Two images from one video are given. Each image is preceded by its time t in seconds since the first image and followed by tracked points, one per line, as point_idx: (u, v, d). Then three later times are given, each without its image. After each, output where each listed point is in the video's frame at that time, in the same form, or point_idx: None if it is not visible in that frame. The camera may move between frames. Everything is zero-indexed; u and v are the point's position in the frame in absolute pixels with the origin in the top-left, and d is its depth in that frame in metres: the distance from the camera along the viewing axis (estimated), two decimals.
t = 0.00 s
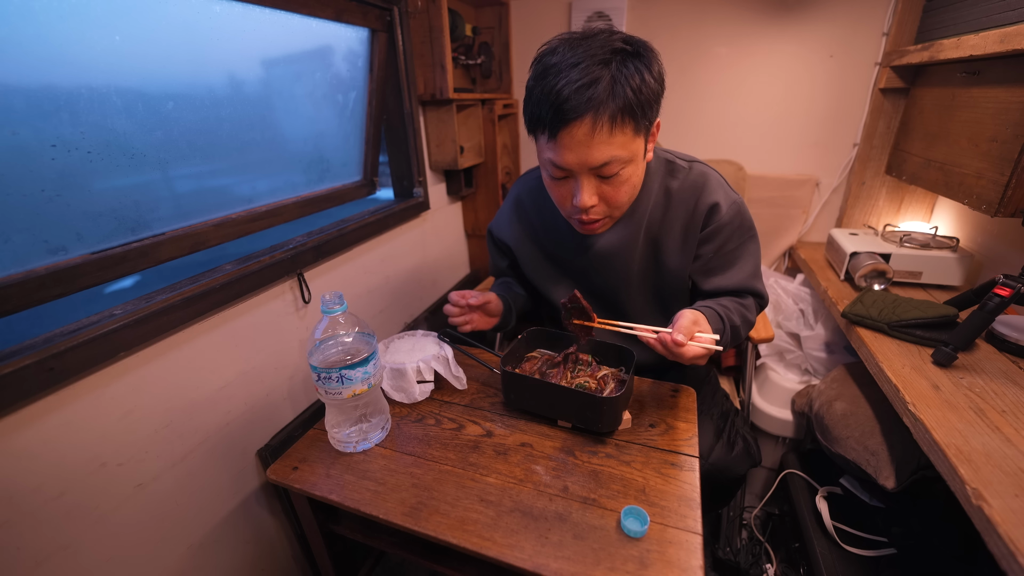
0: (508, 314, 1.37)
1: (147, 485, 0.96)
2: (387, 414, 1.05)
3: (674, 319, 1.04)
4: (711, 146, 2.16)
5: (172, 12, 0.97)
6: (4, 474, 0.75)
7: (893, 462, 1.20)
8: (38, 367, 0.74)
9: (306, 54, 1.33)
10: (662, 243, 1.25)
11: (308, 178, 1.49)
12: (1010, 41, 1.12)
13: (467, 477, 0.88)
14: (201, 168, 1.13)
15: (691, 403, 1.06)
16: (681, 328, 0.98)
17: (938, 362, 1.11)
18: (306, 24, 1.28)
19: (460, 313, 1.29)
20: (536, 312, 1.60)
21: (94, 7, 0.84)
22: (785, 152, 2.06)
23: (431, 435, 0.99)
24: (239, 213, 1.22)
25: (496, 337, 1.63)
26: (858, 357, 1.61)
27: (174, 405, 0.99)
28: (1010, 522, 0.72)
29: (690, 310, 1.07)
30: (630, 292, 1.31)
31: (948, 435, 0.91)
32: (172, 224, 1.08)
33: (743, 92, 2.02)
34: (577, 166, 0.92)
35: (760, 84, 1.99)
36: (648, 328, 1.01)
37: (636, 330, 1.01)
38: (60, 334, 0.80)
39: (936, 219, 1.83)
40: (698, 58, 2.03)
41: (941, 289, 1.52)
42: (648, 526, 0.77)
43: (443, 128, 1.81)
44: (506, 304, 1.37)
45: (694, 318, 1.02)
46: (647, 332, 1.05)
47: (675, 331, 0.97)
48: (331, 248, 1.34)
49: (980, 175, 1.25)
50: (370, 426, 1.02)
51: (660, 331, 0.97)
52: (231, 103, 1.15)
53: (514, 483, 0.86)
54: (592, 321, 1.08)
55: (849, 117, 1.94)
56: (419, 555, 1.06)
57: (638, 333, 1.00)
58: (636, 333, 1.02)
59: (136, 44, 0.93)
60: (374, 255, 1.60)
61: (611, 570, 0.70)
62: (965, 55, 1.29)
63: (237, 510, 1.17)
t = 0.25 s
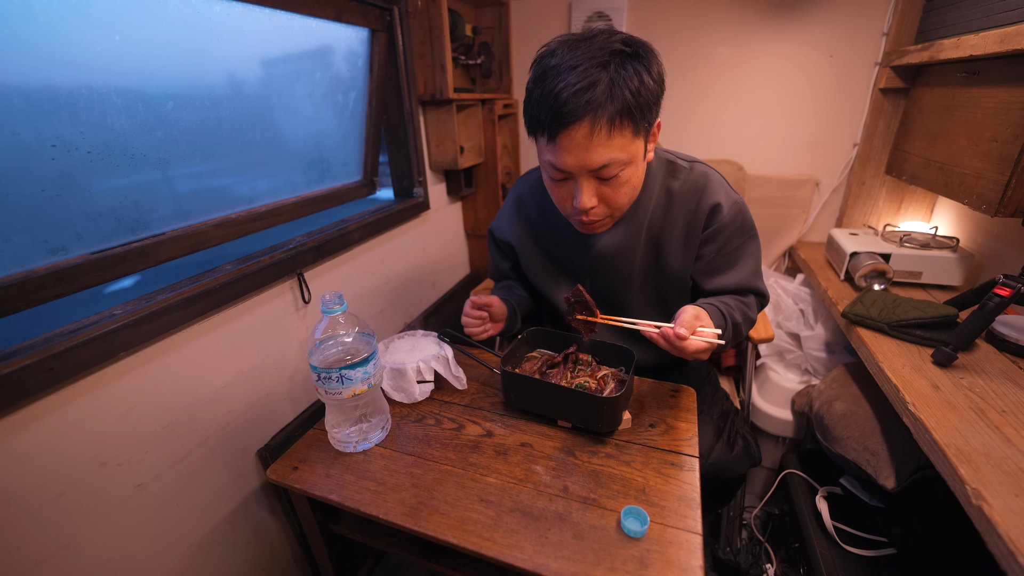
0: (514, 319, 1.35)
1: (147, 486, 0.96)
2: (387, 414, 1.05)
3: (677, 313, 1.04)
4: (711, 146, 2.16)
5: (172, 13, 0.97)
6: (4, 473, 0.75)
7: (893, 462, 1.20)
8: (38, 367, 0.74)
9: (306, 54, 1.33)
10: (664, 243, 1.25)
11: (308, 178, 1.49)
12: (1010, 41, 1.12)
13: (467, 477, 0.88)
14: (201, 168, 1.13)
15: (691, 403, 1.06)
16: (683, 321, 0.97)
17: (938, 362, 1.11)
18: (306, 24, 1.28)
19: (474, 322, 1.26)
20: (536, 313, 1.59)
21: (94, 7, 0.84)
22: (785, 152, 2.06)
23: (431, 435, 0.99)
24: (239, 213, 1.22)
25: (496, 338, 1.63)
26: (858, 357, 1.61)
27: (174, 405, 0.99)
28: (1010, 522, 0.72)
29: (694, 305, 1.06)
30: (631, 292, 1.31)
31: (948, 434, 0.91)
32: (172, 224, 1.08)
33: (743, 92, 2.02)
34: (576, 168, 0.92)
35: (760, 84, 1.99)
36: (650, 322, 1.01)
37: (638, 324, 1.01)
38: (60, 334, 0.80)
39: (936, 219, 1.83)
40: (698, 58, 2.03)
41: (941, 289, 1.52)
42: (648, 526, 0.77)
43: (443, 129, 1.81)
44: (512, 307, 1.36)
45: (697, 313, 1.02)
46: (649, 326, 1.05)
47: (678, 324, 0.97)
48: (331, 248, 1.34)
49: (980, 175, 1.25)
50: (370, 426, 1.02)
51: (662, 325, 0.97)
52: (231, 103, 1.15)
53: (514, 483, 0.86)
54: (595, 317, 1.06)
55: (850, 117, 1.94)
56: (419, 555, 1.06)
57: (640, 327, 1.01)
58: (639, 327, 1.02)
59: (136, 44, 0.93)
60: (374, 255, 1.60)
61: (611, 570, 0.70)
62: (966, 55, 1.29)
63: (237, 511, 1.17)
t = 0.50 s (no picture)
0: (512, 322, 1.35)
1: (147, 485, 0.96)
2: (387, 414, 1.05)
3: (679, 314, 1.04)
4: (711, 146, 2.16)
5: (171, 12, 0.97)
6: (4, 473, 0.75)
7: (893, 462, 1.20)
8: (38, 367, 0.74)
9: (306, 54, 1.33)
10: (664, 244, 1.25)
11: (308, 178, 1.49)
12: (1010, 41, 1.12)
13: (467, 478, 0.88)
14: (200, 168, 1.13)
15: (691, 403, 1.06)
16: (685, 321, 0.97)
17: (938, 362, 1.11)
18: (306, 24, 1.28)
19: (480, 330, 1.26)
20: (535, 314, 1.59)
21: (94, 7, 0.84)
22: (785, 152, 2.07)
23: (431, 435, 0.99)
24: (238, 213, 1.22)
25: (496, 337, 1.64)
26: (858, 357, 1.61)
27: (174, 405, 0.99)
28: (1010, 522, 0.72)
29: (695, 306, 1.07)
30: (632, 293, 1.31)
31: (948, 435, 0.91)
32: (172, 224, 1.08)
33: (743, 92, 2.02)
34: (577, 172, 0.92)
35: (761, 84, 1.99)
36: (651, 322, 1.01)
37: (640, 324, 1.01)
38: (60, 334, 0.80)
39: (936, 219, 1.83)
40: (698, 58, 2.03)
41: (941, 289, 1.52)
42: (648, 526, 0.77)
43: (443, 129, 1.80)
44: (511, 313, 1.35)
45: (699, 313, 1.02)
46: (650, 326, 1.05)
47: (680, 323, 0.97)
48: (331, 248, 1.34)
49: (980, 175, 1.25)
50: (370, 426, 1.02)
51: (664, 325, 0.97)
52: (231, 103, 1.15)
53: (514, 483, 0.86)
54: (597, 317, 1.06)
55: (850, 117, 1.94)
56: (419, 555, 1.06)
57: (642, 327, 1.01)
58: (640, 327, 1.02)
59: (136, 44, 0.93)
60: (374, 255, 1.60)
61: (611, 570, 0.70)
62: (966, 55, 1.29)
63: (237, 511, 1.17)
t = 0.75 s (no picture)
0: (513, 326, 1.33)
1: (147, 485, 0.96)
2: (387, 414, 1.05)
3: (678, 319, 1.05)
4: (711, 147, 2.16)
5: (171, 13, 0.97)
6: (4, 474, 0.75)
7: (893, 462, 1.20)
8: (37, 367, 0.74)
9: (306, 54, 1.33)
10: (664, 248, 1.25)
11: (308, 178, 1.49)
12: (1010, 41, 1.12)
13: (467, 478, 0.88)
14: (200, 168, 1.13)
15: (691, 403, 1.06)
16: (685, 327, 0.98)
17: (938, 362, 1.11)
18: (306, 24, 1.28)
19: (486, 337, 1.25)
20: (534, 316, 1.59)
21: (94, 7, 0.84)
22: (785, 152, 2.07)
23: (431, 435, 0.99)
24: (238, 213, 1.22)
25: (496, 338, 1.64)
26: (858, 357, 1.61)
27: (174, 405, 0.99)
28: (1010, 522, 0.73)
29: (694, 310, 1.07)
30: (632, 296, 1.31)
31: (948, 435, 0.91)
32: (172, 224, 1.08)
33: (743, 92, 2.02)
34: (575, 180, 0.92)
35: (760, 85, 1.99)
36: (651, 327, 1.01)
37: (640, 329, 1.01)
38: (60, 334, 0.80)
39: (936, 219, 1.83)
40: (698, 58, 2.03)
41: (941, 289, 1.52)
42: (648, 526, 0.77)
43: (443, 129, 1.80)
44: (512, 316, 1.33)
45: (699, 317, 1.03)
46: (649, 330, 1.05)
47: (680, 329, 0.97)
48: (331, 248, 1.34)
49: (980, 175, 1.25)
50: (370, 426, 1.02)
51: (664, 330, 0.97)
52: (231, 103, 1.15)
53: (514, 483, 0.86)
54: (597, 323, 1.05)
55: (850, 117, 1.94)
56: (419, 555, 1.06)
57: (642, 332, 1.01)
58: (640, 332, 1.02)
59: (137, 44, 0.93)
60: (374, 255, 1.60)
61: (612, 570, 0.70)
62: (966, 55, 1.29)
63: (237, 511, 1.17)
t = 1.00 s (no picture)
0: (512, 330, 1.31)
1: (147, 485, 0.96)
2: (387, 414, 1.05)
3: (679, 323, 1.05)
4: (711, 147, 2.16)
5: (171, 13, 0.97)
6: (4, 474, 0.75)
7: (893, 462, 1.20)
8: (37, 367, 0.74)
9: (306, 54, 1.33)
10: (662, 256, 1.23)
11: (308, 178, 1.49)
12: (1010, 41, 1.12)
13: (467, 477, 0.88)
14: (200, 168, 1.13)
15: (691, 403, 1.06)
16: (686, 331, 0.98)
17: (938, 362, 1.11)
18: (306, 24, 1.28)
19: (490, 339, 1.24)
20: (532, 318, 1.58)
21: (94, 7, 0.84)
22: (785, 152, 2.07)
23: (431, 435, 0.99)
24: (238, 213, 1.22)
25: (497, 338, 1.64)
26: (858, 356, 1.61)
27: (174, 404, 0.99)
28: (1010, 522, 0.72)
29: (695, 315, 1.07)
30: (629, 303, 1.31)
31: (948, 435, 0.91)
32: (172, 224, 1.08)
33: (743, 92, 2.02)
34: (569, 198, 0.91)
35: (760, 85, 1.99)
36: (651, 332, 1.01)
37: (639, 334, 1.01)
38: (60, 334, 0.80)
39: (936, 219, 1.83)
40: (698, 58, 2.03)
41: (941, 289, 1.52)
42: (648, 526, 0.77)
43: (443, 129, 1.80)
44: (511, 318, 1.31)
45: (699, 322, 1.03)
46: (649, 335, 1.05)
47: (680, 333, 0.97)
48: (331, 248, 1.34)
49: (980, 175, 1.25)
50: (370, 426, 1.02)
51: (663, 335, 0.97)
52: (231, 103, 1.15)
53: (514, 483, 0.86)
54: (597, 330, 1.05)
55: (849, 117, 1.94)
56: (419, 555, 1.06)
57: (642, 336, 1.01)
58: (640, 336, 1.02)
59: (136, 44, 0.93)
60: (374, 255, 1.60)
61: (612, 570, 0.70)
62: (966, 55, 1.29)
63: (237, 510, 1.17)
